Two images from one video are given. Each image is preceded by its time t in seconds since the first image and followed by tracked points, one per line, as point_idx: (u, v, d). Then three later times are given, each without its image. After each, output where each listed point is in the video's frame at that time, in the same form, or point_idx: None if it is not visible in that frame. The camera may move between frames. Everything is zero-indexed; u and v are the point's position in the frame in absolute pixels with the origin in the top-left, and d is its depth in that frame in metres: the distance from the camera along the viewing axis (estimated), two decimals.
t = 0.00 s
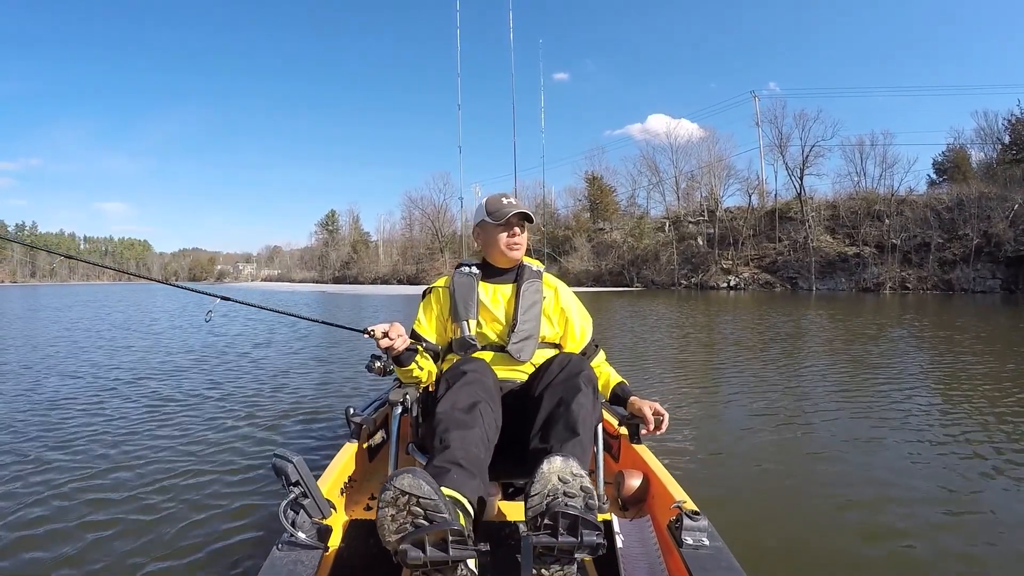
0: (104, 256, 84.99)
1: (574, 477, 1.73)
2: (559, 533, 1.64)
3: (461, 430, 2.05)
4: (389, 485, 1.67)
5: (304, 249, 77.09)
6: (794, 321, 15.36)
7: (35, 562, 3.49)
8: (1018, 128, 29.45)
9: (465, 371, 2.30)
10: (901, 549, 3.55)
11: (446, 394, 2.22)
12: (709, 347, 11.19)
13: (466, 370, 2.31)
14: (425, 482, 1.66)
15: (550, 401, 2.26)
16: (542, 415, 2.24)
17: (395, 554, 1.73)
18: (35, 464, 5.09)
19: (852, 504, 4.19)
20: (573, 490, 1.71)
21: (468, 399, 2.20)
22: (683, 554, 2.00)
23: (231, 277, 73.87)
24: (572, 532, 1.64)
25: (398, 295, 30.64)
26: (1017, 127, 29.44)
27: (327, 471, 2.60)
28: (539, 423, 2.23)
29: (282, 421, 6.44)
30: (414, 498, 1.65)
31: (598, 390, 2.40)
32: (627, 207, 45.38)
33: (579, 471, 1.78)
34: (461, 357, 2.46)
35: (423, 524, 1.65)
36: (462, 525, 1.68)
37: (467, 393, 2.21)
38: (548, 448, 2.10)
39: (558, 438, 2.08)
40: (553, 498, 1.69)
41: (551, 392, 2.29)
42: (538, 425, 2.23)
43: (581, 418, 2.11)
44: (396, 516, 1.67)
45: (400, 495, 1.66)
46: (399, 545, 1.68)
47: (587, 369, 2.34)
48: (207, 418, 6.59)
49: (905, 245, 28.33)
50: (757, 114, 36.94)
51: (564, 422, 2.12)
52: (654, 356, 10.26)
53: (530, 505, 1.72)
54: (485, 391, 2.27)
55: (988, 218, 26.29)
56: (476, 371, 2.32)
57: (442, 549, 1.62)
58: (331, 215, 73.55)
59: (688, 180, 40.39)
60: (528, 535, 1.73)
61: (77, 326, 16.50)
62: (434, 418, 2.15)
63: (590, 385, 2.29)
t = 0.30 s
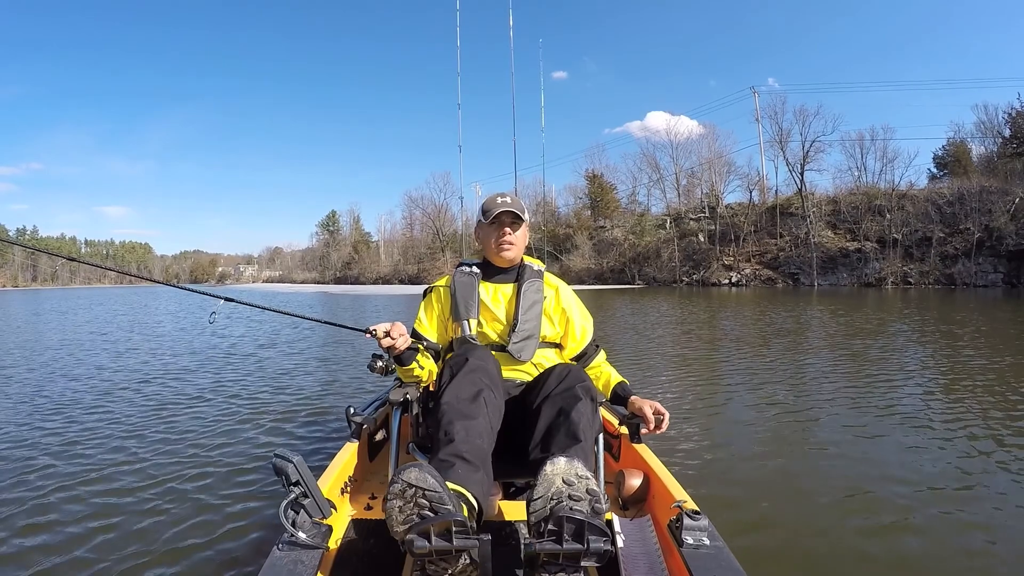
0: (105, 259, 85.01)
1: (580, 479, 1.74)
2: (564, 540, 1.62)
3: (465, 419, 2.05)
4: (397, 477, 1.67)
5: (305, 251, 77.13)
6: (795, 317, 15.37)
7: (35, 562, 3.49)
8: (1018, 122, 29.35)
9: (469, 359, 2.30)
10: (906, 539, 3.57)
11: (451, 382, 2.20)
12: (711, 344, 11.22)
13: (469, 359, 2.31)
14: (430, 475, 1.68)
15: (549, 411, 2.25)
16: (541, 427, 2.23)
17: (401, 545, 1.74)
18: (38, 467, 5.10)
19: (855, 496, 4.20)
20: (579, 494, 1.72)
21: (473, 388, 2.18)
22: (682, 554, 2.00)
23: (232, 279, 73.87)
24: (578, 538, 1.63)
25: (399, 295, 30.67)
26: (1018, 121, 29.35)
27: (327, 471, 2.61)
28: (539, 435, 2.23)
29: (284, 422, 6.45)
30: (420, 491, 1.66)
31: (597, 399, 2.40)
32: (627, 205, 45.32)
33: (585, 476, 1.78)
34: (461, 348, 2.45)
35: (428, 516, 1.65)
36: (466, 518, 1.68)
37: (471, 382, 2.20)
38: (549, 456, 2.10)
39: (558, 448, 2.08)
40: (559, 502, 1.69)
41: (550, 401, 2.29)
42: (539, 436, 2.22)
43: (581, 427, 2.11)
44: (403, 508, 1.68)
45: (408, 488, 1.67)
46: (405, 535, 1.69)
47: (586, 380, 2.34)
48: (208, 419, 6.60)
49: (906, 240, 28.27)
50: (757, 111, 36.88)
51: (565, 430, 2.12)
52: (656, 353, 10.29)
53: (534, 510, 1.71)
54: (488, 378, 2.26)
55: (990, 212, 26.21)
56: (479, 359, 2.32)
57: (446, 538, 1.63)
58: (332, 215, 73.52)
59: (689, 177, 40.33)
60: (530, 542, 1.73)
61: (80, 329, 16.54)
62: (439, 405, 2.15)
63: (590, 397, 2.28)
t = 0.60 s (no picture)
0: (109, 259, 85.18)
1: (586, 490, 1.73)
2: (570, 555, 1.61)
3: (467, 414, 2.05)
4: (403, 479, 1.66)
5: (308, 250, 77.22)
6: (798, 317, 15.39)
7: (40, 555, 3.51)
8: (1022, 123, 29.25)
9: (468, 352, 2.30)
10: (907, 540, 3.59)
11: (455, 373, 2.20)
12: (713, 344, 11.26)
13: (469, 351, 2.30)
14: (435, 477, 1.67)
15: (545, 433, 2.24)
16: (537, 447, 2.22)
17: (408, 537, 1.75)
18: (40, 463, 5.12)
19: (856, 498, 4.21)
20: (585, 505, 1.69)
21: (477, 381, 2.17)
22: (683, 553, 2.00)
23: (235, 279, 73.99)
24: (584, 554, 1.62)
25: (402, 295, 30.72)
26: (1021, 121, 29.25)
27: (328, 471, 2.61)
28: (535, 457, 2.20)
29: (285, 420, 6.46)
30: (425, 492, 1.64)
31: (593, 419, 2.39)
32: (629, 205, 45.30)
33: (592, 486, 1.77)
34: (460, 341, 2.45)
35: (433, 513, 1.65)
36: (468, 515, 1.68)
37: (472, 378, 2.19)
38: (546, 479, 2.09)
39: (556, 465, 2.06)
40: (563, 514, 1.67)
41: (546, 421, 2.28)
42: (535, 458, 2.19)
43: (581, 446, 2.09)
44: (408, 506, 1.68)
45: (413, 489, 1.65)
46: (410, 532, 1.69)
47: (581, 403, 2.34)
48: (210, 417, 6.61)
49: (910, 240, 28.20)
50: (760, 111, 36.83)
51: (563, 449, 2.10)
52: (659, 353, 10.33)
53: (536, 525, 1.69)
54: (492, 377, 2.25)
55: (993, 213, 26.15)
56: (480, 350, 2.31)
57: (450, 537, 1.64)
58: (335, 215, 73.63)
59: (691, 177, 40.31)
60: (533, 554, 1.71)
61: (84, 328, 16.60)
62: (442, 397, 2.14)
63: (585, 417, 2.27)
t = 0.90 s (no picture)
0: (111, 258, 85.24)
1: (586, 494, 1.73)
2: (570, 559, 1.61)
3: (464, 413, 2.05)
4: (402, 481, 1.66)
5: (310, 250, 77.26)
6: (800, 319, 15.41)
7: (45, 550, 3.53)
8: None
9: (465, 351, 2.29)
10: (913, 542, 3.59)
11: (451, 375, 2.20)
12: (715, 345, 11.29)
13: (467, 349, 2.29)
14: (434, 480, 1.65)
15: (544, 438, 2.24)
16: (536, 453, 2.22)
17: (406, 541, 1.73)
18: (41, 458, 5.13)
19: (856, 493, 4.31)
20: (585, 510, 1.69)
21: (473, 385, 2.17)
22: (683, 554, 2.00)
23: (237, 278, 74.02)
24: (585, 559, 1.62)
25: (404, 295, 30.74)
26: None
27: (328, 471, 2.61)
28: (534, 461, 2.21)
29: (286, 417, 6.46)
30: (424, 494, 1.64)
31: (592, 424, 2.39)
32: (632, 206, 45.27)
33: (591, 489, 1.77)
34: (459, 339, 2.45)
35: (432, 516, 1.65)
36: (468, 517, 1.68)
37: (469, 377, 2.19)
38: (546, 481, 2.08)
39: (555, 469, 2.06)
40: (563, 518, 1.67)
41: (545, 426, 2.28)
42: (534, 463, 2.19)
43: (580, 451, 2.09)
44: (408, 508, 1.68)
45: (412, 491, 1.65)
46: (409, 532, 1.70)
47: (582, 408, 2.33)
48: (211, 414, 6.61)
49: (913, 243, 28.14)
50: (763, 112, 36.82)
51: (563, 453, 2.10)
52: (661, 354, 10.35)
53: (536, 528, 1.69)
54: (490, 377, 2.25)
55: (996, 216, 26.07)
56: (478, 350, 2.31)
57: (449, 538, 1.65)
58: (337, 214, 73.68)
59: (694, 179, 40.27)
60: (533, 557, 1.72)
61: (88, 326, 16.65)
62: (439, 396, 2.14)
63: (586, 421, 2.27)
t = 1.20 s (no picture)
0: (112, 256, 85.28)
1: (584, 489, 1.72)
2: (567, 553, 1.62)
3: (464, 414, 2.05)
4: (399, 481, 1.66)
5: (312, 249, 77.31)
6: (801, 320, 15.43)
7: (48, 545, 3.54)
8: None
9: (468, 348, 2.29)
10: (920, 542, 3.60)
11: (451, 376, 2.20)
12: (716, 346, 11.31)
13: (469, 346, 2.29)
14: (432, 479, 1.66)
15: (545, 429, 2.24)
16: (537, 443, 2.22)
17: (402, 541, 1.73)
18: (41, 455, 5.14)
19: (858, 491, 4.37)
20: (583, 505, 1.69)
21: (472, 385, 2.18)
22: (683, 554, 1.99)
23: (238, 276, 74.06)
24: (581, 552, 1.63)
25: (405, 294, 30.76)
26: None
27: (327, 471, 2.61)
28: (534, 452, 2.21)
29: (286, 415, 6.45)
30: (422, 493, 1.64)
31: (593, 417, 2.40)
32: (633, 206, 45.28)
33: (590, 484, 1.76)
34: (459, 341, 2.45)
35: (430, 515, 1.65)
36: (465, 517, 1.68)
37: (471, 375, 2.20)
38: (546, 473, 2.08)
39: (555, 462, 2.07)
40: (561, 513, 1.67)
41: (546, 420, 2.28)
42: (534, 454, 2.20)
43: (580, 443, 2.10)
44: (405, 508, 1.68)
45: (410, 490, 1.65)
46: (406, 532, 1.69)
47: (584, 399, 2.33)
48: (211, 412, 6.61)
49: (914, 244, 28.12)
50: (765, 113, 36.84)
51: (563, 445, 2.10)
52: (663, 355, 10.37)
53: (534, 523, 1.69)
54: (489, 376, 2.26)
55: (997, 217, 26.08)
56: (477, 348, 2.31)
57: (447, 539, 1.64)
58: (339, 213, 73.76)
59: (696, 179, 40.30)
60: (532, 550, 1.72)
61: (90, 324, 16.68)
62: (439, 396, 2.14)
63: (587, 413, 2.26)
